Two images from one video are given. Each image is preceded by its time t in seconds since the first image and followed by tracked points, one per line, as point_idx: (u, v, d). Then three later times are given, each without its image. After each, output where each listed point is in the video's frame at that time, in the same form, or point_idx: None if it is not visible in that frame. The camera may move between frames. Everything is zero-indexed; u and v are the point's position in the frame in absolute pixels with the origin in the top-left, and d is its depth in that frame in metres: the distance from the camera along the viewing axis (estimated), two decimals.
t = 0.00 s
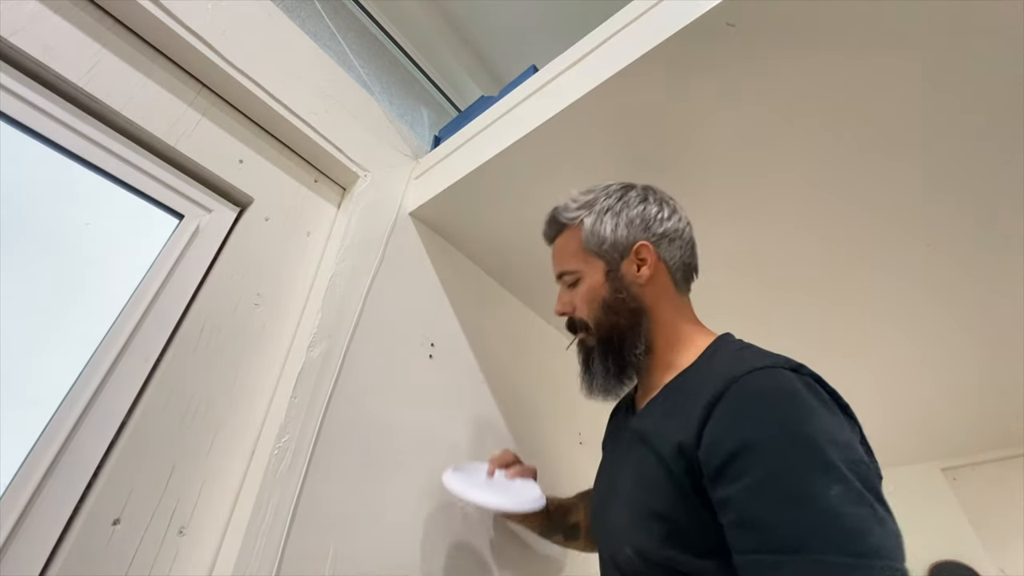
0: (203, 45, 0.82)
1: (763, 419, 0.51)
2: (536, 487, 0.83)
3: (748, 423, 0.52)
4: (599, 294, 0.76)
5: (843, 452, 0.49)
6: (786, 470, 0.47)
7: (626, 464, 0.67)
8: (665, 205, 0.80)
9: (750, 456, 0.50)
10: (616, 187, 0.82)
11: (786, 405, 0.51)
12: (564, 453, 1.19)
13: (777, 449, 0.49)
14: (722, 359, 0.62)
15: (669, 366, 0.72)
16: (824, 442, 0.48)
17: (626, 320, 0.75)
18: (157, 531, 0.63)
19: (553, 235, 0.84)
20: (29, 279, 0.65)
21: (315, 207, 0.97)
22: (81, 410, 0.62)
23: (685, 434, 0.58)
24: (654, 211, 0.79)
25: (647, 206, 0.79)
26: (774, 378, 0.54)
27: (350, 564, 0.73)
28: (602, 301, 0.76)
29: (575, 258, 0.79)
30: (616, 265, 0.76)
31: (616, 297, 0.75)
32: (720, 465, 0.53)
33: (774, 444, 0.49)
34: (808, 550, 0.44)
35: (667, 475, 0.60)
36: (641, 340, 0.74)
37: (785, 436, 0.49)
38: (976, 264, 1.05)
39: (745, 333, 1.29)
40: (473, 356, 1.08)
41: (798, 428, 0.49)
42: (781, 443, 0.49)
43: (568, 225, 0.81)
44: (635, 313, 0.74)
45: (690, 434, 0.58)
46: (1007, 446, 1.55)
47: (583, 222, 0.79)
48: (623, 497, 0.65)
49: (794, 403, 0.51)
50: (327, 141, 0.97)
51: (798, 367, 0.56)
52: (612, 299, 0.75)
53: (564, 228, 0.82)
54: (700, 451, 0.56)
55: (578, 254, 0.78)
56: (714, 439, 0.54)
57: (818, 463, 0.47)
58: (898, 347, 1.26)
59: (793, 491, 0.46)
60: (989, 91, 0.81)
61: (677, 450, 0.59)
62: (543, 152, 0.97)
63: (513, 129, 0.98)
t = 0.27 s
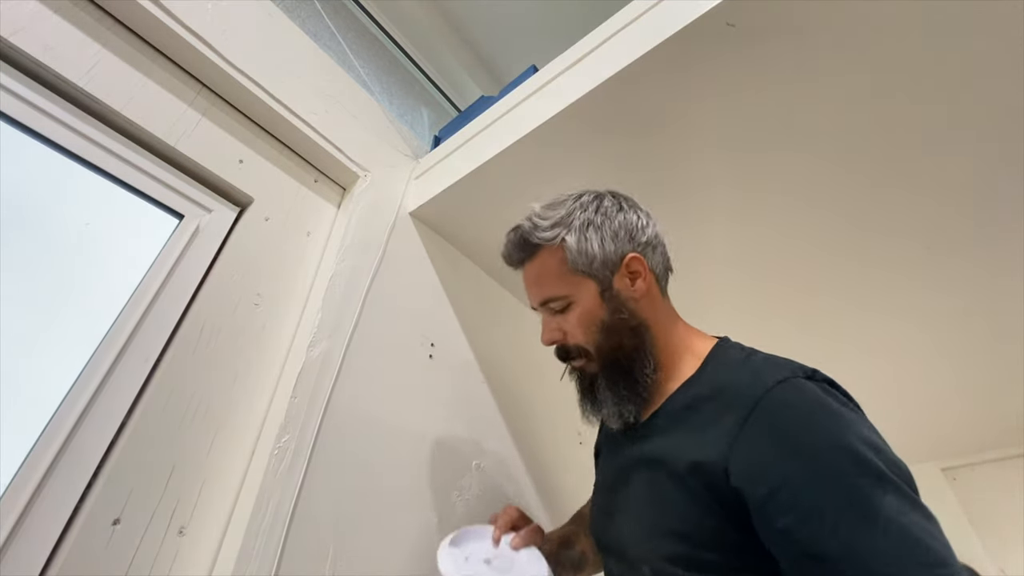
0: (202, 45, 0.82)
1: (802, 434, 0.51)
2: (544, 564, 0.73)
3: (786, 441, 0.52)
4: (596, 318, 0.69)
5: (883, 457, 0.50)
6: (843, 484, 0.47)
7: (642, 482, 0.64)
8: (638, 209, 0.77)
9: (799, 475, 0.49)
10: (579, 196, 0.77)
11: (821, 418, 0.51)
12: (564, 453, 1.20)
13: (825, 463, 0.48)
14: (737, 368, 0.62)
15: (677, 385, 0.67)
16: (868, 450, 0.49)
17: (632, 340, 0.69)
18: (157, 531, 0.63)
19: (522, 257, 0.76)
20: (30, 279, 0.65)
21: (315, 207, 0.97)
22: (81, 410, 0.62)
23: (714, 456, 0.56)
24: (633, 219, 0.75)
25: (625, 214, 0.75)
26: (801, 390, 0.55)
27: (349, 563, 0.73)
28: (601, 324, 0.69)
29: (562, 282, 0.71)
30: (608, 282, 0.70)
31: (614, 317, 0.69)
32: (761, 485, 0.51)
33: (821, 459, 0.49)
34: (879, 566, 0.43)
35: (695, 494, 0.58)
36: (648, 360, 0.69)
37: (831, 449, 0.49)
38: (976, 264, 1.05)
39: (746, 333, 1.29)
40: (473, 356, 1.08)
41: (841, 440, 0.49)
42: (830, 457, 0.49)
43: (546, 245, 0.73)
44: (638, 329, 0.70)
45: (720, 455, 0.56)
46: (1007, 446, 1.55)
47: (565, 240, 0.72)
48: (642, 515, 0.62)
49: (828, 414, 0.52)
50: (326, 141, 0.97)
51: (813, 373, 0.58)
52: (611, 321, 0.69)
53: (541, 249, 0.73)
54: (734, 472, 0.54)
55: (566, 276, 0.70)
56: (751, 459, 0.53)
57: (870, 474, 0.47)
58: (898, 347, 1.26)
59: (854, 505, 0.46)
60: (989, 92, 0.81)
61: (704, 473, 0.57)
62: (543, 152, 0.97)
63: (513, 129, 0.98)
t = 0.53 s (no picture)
0: (202, 45, 0.82)
1: (821, 445, 0.52)
2: None
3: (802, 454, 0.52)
4: (602, 323, 0.69)
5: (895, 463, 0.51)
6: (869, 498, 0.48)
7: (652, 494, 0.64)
8: (630, 210, 0.78)
9: (818, 484, 0.50)
10: (572, 197, 0.76)
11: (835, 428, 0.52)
12: (564, 453, 1.19)
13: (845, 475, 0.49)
14: (743, 378, 0.63)
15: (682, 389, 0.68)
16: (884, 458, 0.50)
17: (639, 344, 0.69)
18: (157, 531, 0.63)
19: (515, 261, 0.72)
20: (30, 279, 0.65)
21: (315, 207, 0.97)
22: (81, 410, 0.62)
23: (726, 470, 0.56)
24: (629, 219, 0.75)
25: (621, 215, 0.75)
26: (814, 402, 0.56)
27: (350, 564, 0.73)
28: (608, 330, 0.69)
29: (567, 287, 0.68)
30: (612, 287, 0.70)
31: (620, 322, 0.69)
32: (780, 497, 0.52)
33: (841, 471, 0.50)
34: None
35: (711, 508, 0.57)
36: (654, 364, 0.69)
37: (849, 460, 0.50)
38: (976, 264, 1.05)
39: (745, 333, 1.29)
40: (473, 356, 1.08)
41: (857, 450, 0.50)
42: (848, 467, 0.50)
43: (546, 247, 0.70)
44: (644, 334, 0.70)
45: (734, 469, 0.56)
46: (1007, 446, 1.55)
47: (567, 242, 0.69)
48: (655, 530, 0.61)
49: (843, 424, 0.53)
50: (327, 141, 0.97)
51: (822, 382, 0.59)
52: (617, 326, 0.69)
53: (539, 252, 0.70)
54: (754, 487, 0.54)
55: (571, 281, 0.69)
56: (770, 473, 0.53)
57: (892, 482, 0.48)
58: (898, 347, 1.26)
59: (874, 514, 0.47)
60: (989, 92, 0.81)
61: (718, 486, 0.56)
62: (543, 152, 0.97)
63: (512, 130, 0.98)
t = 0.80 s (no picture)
0: (203, 45, 0.82)
1: (826, 451, 0.51)
2: None
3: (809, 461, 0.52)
4: (601, 329, 0.68)
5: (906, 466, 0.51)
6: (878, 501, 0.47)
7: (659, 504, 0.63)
8: (632, 209, 0.76)
9: (825, 491, 0.50)
10: (572, 194, 0.74)
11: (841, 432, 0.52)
12: (564, 454, 1.19)
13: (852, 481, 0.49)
14: (747, 383, 0.63)
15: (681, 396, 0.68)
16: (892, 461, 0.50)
17: (639, 350, 0.69)
18: (157, 531, 0.63)
19: (512, 261, 0.71)
20: (31, 278, 0.65)
21: (314, 207, 0.97)
22: (81, 410, 0.62)
23: (733, 478, 0.56)
24: (630, 219, 0.74)
25: (623, 214, 0.74)
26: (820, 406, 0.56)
27: (350, 565, 0.73)
28: (606, 336, 0.68)
29: (566, 292, 0.67)
30: (612, 291, 0.69)
31: (620, 328, 0.69)
32: (789, 505, 0.51)
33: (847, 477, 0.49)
34: None
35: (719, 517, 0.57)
36: (653, 370, 0.69)
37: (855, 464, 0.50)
38: (976, 264, 1.05)
39: (745, 333, 1.29)
40: (473, 356, 1.08)
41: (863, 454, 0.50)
42: (855, 472, 0.49)
43: (545, 249, 0.69)
44: (644, 339, 0.69)
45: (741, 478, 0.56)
46: (1006, 446, 1.55)
47: (567, 244, 0.68)
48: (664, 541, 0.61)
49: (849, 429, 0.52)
50: (327, 141, 0.97)
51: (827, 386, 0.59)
52: (617, 333, 0.68)
53: (537, 253, 0.69)
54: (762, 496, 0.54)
55: (570, 285, 0.67)
56: (777, 480, 0.53)
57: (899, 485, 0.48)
58: (897, 347, 1.26)
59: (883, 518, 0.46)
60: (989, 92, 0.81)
61: (726, 497, 0.56)
62: (543, 152, 0.97)
63: (512, 130, 0.98)
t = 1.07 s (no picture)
0: (202, 45, 0.82)
1: (832, 448, 0.51)
2: None
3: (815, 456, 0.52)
4: (607, 332, 0.67)
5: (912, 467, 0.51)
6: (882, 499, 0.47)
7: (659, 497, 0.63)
8: (646, 207, 0.74)
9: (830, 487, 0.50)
10: (585, 189, 0.72)
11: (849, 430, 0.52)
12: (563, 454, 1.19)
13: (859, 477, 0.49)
14: (754, 379, 0.63)
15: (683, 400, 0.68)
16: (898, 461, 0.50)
17: (644, 353, 0.68)
18: (157, 531, 0.63)
19: (520, 257, 0.69)
20: (31, 278, 0.65)
21: (315, 207, 0.97)
22: (81, 410, 0.62)
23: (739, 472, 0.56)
24: (644, 218, 0.72)
25: (637, 212, 0.72)
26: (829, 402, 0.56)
27: (350, 565, 0.73)
28: (611, 338, 0.67)
29: (574, 291, 0.66)
30: (621, 292, 0.68)
31: (626, 330, 0.68)
32: (791, 500, 0.52)
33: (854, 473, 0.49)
34: None
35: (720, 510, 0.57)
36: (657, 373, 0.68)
37: (862, 461, 0.50)
38: (976, 264, 1.05)
39: (744, 333, 1.29)
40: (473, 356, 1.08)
41: (871, 451, 0.50)
42: (860, 470, 0.49)
43: (554, 246, 0.67)
44: (650, 342, 0.68)
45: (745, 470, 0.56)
46: (1006, 446, 1.55)
47: (577, 243, 0.67)
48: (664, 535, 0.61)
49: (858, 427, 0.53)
50: (327, 141, 0.97)
51: (837, 383, 0.59)
52: (623, 335, 0.67)
53: (545, 250, 0.68)
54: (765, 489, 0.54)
55: (578, 285, 0.66)
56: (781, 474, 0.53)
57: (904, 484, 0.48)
58: (897, 347, 1.26)
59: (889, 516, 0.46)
60: (988, 92, 0.81)
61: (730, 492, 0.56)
62: (543, 152, 0.97)
63: (513, 129, 0.98)
